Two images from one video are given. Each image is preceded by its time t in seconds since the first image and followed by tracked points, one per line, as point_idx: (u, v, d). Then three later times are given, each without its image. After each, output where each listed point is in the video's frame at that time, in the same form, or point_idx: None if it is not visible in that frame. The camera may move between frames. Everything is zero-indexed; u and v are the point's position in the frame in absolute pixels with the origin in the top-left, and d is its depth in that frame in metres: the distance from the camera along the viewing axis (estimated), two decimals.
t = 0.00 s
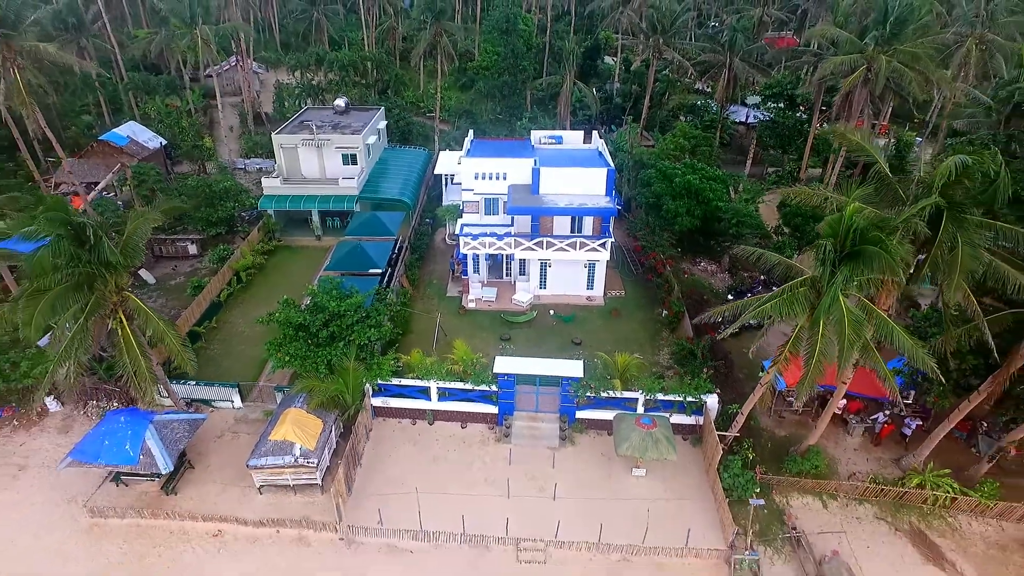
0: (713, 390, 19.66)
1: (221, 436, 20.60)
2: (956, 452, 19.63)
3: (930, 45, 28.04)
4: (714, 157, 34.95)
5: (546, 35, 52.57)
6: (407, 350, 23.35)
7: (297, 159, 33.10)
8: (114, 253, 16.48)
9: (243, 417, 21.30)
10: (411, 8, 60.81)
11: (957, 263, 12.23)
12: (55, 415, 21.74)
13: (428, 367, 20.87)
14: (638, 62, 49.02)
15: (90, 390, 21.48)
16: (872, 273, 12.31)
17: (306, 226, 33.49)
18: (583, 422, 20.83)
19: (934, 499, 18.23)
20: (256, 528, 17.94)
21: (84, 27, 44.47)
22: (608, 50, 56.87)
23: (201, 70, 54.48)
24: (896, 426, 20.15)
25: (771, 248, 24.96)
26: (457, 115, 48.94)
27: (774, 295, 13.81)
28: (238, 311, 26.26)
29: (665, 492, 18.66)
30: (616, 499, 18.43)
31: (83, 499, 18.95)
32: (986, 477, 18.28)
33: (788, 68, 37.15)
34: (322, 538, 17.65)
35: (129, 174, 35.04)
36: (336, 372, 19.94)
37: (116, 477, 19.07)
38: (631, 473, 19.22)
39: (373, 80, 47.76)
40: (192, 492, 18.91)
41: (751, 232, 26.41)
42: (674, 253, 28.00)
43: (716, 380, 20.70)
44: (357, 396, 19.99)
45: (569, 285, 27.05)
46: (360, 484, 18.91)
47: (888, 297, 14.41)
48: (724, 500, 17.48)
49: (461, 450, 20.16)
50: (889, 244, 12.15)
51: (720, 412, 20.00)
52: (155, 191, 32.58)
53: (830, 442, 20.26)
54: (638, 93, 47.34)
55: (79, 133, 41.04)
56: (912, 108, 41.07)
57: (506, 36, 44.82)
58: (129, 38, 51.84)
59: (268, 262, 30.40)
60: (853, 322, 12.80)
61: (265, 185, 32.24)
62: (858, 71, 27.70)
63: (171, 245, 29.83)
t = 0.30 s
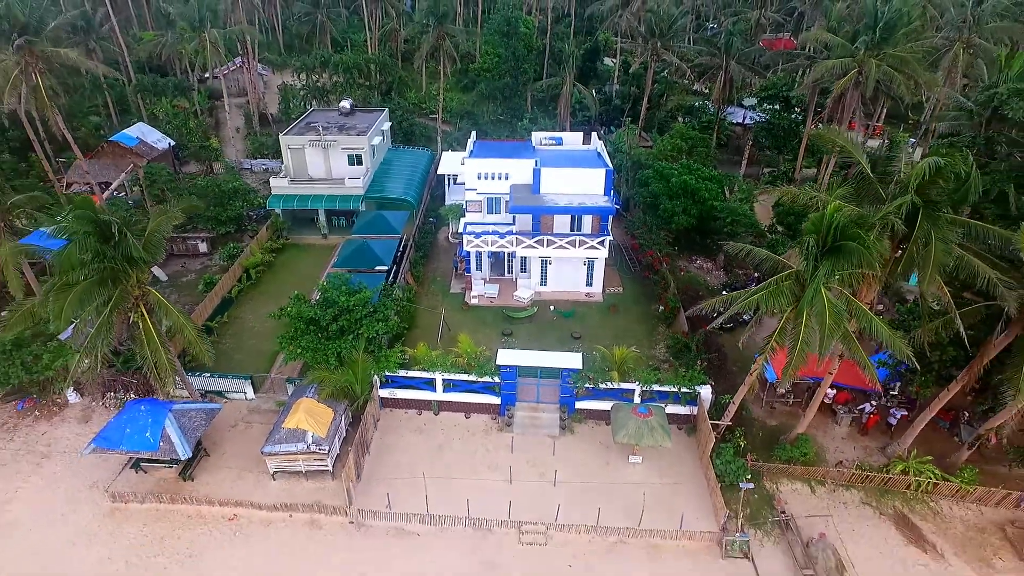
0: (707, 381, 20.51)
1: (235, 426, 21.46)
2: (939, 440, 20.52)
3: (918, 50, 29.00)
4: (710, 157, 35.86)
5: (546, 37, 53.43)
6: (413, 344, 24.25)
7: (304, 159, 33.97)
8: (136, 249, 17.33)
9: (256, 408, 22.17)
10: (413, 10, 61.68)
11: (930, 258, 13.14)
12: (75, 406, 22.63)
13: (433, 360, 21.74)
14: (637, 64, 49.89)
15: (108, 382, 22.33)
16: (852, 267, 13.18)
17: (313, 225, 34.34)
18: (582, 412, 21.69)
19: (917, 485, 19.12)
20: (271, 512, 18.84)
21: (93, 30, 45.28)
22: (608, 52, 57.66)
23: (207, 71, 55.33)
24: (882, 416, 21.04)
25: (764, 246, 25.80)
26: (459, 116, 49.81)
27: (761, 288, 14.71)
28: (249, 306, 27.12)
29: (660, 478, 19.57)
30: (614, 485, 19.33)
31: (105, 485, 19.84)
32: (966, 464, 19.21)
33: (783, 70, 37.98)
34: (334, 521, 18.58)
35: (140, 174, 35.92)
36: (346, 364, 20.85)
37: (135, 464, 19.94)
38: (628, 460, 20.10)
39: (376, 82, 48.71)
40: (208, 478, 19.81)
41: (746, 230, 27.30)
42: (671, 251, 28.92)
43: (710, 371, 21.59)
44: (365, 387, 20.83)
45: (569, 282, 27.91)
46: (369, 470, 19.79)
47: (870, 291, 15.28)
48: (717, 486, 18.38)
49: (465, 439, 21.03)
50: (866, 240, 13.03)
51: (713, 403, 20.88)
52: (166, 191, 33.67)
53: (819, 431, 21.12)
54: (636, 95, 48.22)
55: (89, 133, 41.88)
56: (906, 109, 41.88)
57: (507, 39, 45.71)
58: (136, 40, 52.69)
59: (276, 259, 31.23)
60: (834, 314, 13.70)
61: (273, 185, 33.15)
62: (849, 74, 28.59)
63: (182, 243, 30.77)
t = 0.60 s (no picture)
0: (701, 375, 21.33)
1: (246, 419, 22.27)
2: (923, 432, 21.36)
3: (908, 55, 29.85)
4: (707, 159, 36.58)
5: (546, 40, 54.25)
6: (418, 340, 25.06)
7: (310, 161, 34.77)
8: (156, 247, 18.28)
9: (267, 401, 22.97)
10: (415, 13, 62.47)
11: (907, 256, 13.98)
12: (91, 400, 23.44)
13: (437, 354, 22.56)
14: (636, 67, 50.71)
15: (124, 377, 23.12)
16: (834, 265, 13.99)
17: (318, 225, 35.10)
18: (581, 405, 22.51)
19: (902, 474, 19.94)
20: (283, 501, 19.66)
21: (101, 33, 46.07)
22: (607, 54, 58.48)
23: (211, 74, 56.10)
24: (869, 409, 21.88)
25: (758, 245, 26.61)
26: (460, 118, 50.61)
27: (749, 285, 15.54)
28: (257, 304, 27.93)
29: (655, 468, 20.39)
30: (611, 475, 20.15)
31: (122, 475, 20.66)
32: (948, 454, 20.04)
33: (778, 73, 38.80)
34: (343, 509, 19.41)
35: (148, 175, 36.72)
36: (354, 358, 21.63)
37: (152, 455, 20.76)
38: (625, 451, 20.92)
39: (379, 85, 49.54)
40: (222, 468, 20.62)
41: (741, 230, 28.08)
42: (667, 251, 29.62)
43: (704, 366, 22.41)
44: (372, 380, 21.64)
45: (569, 281, 28.73)
46: (376, 461, 20.61)
47: (854, 287, 16.08)
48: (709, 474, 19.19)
49: (469, 431, 21.83)
50: (847, 238, 13.83)
51: (707, 396, 21.71)
52: (176, 192, 34.50)
53: (809, 423, 21.95)
54: (635, 97, 49.05)
55: (97, 134, 42.61)
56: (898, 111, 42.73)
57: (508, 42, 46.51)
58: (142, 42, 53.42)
59: (283, 258, 31.99)
60: (817, 309, 14.52)
61: (280, 186, 33.95)
62: (841, 79, 29.43)
63: (191, 242, 31.51)
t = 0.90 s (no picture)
0: (693, 369, 22.45)
1: (260, 410, 23.39)
2: (903, 422, 22.50)
3: (895, 62, 30.97)
4: (702, 161, 37.46)
5: (546, 43, 55.31)
6: (423, 336, 26.18)
7: (316, 163, 35.84)
8: (179, 248, 19.54)
9: (280, 394, 24.09)
10: (417, 17, 63.57)
11: (879, 255, 15.11)
12: (112, 393, 24.56)
13: (442, 349, 23.67)
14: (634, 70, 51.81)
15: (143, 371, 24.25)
16: (811, 264, 15.12)
17: (325, 225, 36.23)
18: (579, 398, 23.64)
19: (882, 462, 21.09)
20: (296, 487, 20.78)
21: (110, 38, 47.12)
22: (606, 56, 59.53)
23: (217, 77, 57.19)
24: (853, 401, 23.00)
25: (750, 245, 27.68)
26: (462, 120, 51.74)
27: (734, 282, 16.68)
28: (268, 302, 29.06)
29: (649, 456, 21.53)
30: (607, 463, 21.28)
31: (143, 464, 21.79)
32: (927, 443, 21.17)
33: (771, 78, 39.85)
34: (353, 495, 20.55)
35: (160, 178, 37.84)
36: (363, 354, 22.75)
37: (172, 444, 21.89)
38: (620, 441, 22.05)
39: (382, 88, 50.67)
40: (238, 457, 21.76)
41: (733, 230, 29.15)
42: (662, 250, 30.84)
43: (695, 361, 23.55)
44: (381, 374, 22.76)
45: (567, 280, 29.85)
46: (384, 450, 21.73)
47: (833, 285, 17.20)
48: (700, 462, 20.31)
49: (472, 422, 22.96)
50: (824, 239, 14.94)
51: (698, 388, 22.84)
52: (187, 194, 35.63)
53: (796, 415, 23.08)
54: (633, 100, 50.17)
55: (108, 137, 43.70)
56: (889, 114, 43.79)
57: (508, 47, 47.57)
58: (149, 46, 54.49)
59: (291, 258, 33.09)
60: (796, 304, 15.65)
61: (288, 188, 35.03)
62: (830, 85, 30.53)
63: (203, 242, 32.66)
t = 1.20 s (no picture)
0: (686, 364, 23.51)
1: (272, 404, 24.47)
2: (886, 415, 23.58)
3: (882, 69, 32.08)
4: (699, 165, 38.18)
5: (545, 47, 56.39)
6: (428, 333, 27.25)
7: (323, 166, 36.87)
8: (198, 247, 20.55)
9: (290, 388, 25.16)
10: (419, 21, 64.68)
11: (857, 255, 16.19)
12: (129, 388, 25.62)
13: (446, 345, 24.71)
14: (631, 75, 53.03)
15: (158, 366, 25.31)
16: (792, 264, 16.17)
17: (331, 226, 37.28)
18: (577, 392, 24.71)
19: (865, 452, 22.16)
20: (308, 476, 21.91)
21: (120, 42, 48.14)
22: (604, 60, 60.64)
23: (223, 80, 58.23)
24: (838, 395, 24.07)
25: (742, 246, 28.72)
26: (463, 123, 52.84)
27: (721, 281, 17.76)
28: (277, 301, 30.12)
29: (643, 447, 22.60)
30: (604, 453, 22.36)
31: (161, 454, 22.86)
32: (907, 434, 22.29)
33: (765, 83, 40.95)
34: (362, 483, 21.65)
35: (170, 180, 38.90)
36: (371, 349, 23.79)
37: (189, 435, 22.95)
38: (616, 432, 23.13)
39: (385, 92, 51.77)
40: (251, 448, 22.84)
41: (727, 231, 30.18)
42: (658, 251, 31.83)
43: (688, 356, 24.61)
44: (387, 369, 23.82)
45: (566, 279, 30.92)
46: (391, 441, 22.80)
47: (815, 284, 18.26)
48: (691, 452, 21.39)
49: (475, 415, 24.02)
50: (804, 241, 15.99)
51: (691, 383, 23.92)
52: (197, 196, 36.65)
53: (784, 408, 24.14)
54: (631, 104, 51.29)
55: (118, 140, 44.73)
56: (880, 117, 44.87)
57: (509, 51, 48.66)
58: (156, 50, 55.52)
59: (299, 258, 34.14)
60: (779, 301, 16.73)
61: (295, 191, 36.04)
62: (820, 91, 31.59)
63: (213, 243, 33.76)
